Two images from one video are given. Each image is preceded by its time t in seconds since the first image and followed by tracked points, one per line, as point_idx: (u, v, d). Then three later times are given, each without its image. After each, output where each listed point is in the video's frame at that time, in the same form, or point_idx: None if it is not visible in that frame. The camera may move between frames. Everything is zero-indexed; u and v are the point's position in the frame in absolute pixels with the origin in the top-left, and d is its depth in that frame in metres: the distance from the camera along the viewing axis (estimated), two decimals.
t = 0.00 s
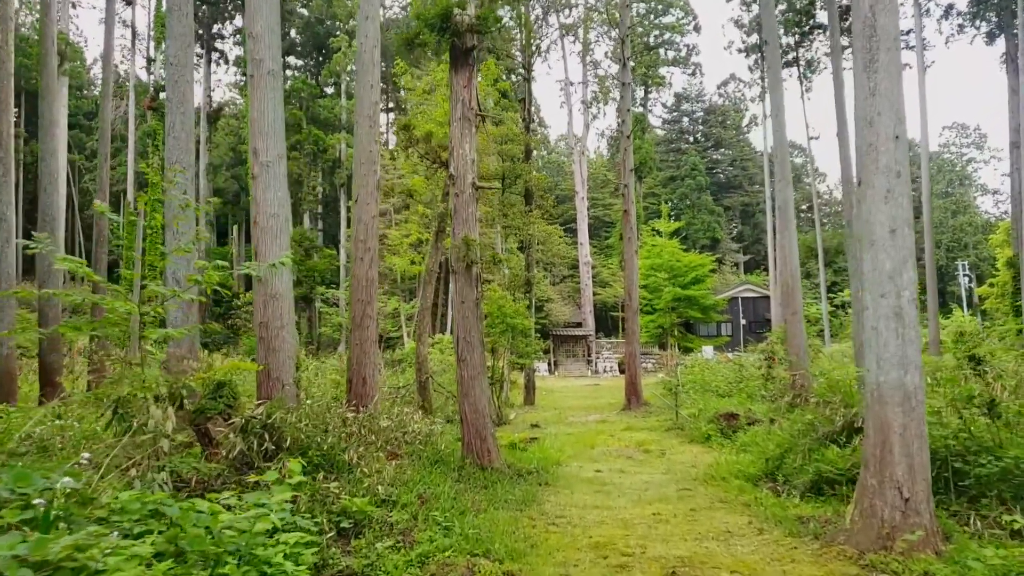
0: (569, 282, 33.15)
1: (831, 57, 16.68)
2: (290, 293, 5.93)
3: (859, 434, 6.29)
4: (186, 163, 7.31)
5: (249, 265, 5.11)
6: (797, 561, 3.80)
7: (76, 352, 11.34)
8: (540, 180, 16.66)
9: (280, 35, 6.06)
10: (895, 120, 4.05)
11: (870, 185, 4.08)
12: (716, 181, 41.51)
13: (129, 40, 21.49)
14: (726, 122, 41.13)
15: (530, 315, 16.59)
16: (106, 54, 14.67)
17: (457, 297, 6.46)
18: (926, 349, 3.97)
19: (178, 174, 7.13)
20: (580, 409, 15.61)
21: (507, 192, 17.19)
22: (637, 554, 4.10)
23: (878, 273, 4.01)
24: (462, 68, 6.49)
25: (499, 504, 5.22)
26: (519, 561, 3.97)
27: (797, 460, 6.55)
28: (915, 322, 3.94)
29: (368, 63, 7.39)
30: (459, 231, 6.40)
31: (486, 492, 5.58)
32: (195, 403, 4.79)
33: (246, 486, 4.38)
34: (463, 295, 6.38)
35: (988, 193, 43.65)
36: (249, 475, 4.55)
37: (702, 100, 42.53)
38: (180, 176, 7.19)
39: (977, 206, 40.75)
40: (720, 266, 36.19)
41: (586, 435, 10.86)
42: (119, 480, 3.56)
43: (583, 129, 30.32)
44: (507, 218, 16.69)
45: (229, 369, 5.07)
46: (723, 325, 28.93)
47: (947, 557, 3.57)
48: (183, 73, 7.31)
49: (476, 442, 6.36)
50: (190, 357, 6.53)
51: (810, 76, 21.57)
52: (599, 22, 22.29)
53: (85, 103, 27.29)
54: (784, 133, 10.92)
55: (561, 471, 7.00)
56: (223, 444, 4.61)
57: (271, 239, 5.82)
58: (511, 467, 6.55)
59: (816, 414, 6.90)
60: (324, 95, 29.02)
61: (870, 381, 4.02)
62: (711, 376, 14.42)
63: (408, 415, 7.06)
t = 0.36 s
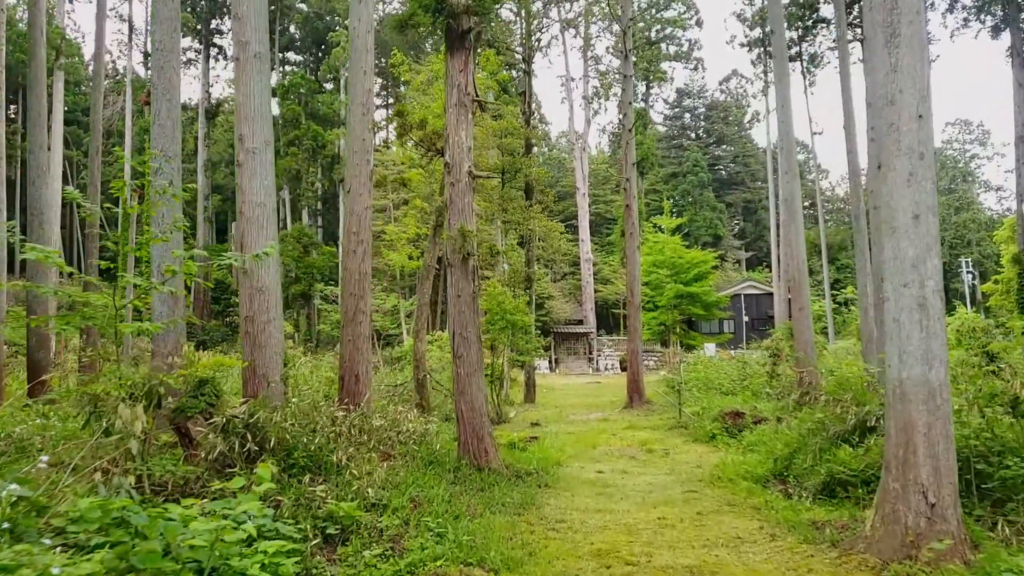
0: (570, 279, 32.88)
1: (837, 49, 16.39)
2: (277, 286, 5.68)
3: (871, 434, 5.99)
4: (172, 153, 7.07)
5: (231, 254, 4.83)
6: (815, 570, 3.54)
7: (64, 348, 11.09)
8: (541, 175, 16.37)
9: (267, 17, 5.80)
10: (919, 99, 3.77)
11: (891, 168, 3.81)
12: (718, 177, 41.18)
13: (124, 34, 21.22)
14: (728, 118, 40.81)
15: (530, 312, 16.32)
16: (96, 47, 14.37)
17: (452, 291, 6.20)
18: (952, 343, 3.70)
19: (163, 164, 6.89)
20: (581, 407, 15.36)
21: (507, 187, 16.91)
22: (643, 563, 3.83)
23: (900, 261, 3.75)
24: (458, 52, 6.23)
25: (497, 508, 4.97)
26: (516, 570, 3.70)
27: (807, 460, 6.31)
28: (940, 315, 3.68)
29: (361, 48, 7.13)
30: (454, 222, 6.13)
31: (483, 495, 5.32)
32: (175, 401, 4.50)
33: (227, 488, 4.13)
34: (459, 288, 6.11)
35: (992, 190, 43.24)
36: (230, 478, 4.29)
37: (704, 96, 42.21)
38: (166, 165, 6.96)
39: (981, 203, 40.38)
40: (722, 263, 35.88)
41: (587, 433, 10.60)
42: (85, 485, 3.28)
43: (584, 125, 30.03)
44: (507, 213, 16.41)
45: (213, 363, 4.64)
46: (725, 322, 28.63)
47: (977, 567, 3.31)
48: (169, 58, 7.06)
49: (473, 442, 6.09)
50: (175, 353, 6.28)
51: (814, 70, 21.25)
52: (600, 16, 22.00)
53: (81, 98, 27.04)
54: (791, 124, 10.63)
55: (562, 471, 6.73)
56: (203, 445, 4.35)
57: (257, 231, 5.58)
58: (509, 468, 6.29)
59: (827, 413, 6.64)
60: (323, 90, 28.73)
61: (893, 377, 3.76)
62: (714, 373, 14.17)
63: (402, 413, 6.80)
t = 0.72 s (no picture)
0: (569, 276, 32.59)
1: (841, 41, 16.11)
2: (262, 276, 5.41)
3: (885, 431, 5.73)
4: (155, 139, 6.78)
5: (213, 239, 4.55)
6: None
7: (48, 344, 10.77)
8: (540, 168, 16.09)
9: None
10: (947, 69, 3.50)
11: (916, 144, 3.54)
12: (718, 173, 40.88)
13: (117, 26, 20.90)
14: (728, 113, 40.49)
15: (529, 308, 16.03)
16: (85, 38, 14.06)
17: (446, 283, 5.92)
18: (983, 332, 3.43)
19: (145, 150, 6.63)
20: (580, 404, 15.08)
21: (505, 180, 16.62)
22: (648, 571, 3.56)
23: (926, 245, 3.48)
24: (452, 31, 5.94)
25: (493, 510, 4.69)
26: None
27: (817, 459, 6.04)
28: (970, 302, 3.41)
29: (351, 30, 6.85)
30: (448, 209, 5.86)
31: (479, 495, 5.04)
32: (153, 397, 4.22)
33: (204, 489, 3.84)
34: (453, 279, 5.84)
35: (993, 186, 42.93)
36: (208, 479, 4.01)
37: (704, 91, 41.91)
38: (148, 152, 6.69)
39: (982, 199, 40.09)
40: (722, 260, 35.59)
41: (587, 431, 10.33)
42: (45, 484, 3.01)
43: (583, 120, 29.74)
44: (506, 206, 16.12)
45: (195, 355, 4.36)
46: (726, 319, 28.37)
47: None
48: (152, 41, 6.79)
49: (468, 441, 5.81)
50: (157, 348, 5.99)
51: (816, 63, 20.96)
52: (599, 9, 21.71)
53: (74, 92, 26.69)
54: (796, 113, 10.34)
55: (561, 471, 6.45)
56: (178, 444, 4.07)
57: (240, 217, 5.32)
58: (506, 467, 6.00)
59: (838, 410, 6.37)
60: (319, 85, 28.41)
61: (918, 370, 3.49)
62: (716, 370, 13.90)
63: (395, 410, 6.52)
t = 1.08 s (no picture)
0: (568, 269, 32.34)
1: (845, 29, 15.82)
2: (245, 267, 5.18)
3: (894, 428, 5.53)
4: (136, 124, 6.59)
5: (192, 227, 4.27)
6: None
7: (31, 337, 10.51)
8: (538, 158, 15.83)
9: None
10: (973, 44, 3.27)
11: (939, 125, 3.32)
12: (718, 165, 40.58)
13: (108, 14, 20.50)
14: (728, 105, 40.16)
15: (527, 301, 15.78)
16: (73, 25, 13.72)
17: (439, 274, 5.69)
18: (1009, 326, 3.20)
19: (124, 137, 6.43)
20: (579, 398, 14.89)
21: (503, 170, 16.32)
22: None
23: (948, 232, 3.26)
24: (445, 11, 5.68)
25: (486, 512, 4.48)
26: None
27: (823, 457, 5.84)
28: (996, 294, 3.18)
29: (341, 11, 6.58)
30: (440, 197, 5.61)
31: (472, 495, 4.83)
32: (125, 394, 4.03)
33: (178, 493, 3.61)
34: (446, 270, 5.60)
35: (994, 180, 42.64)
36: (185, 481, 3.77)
37: (705, 83, 41.56)
38: (128, 138, 6.48)
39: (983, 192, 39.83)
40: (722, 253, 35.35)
41: (585, 426, 10.12)
42: None
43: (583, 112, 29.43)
44: (503, 197, 15.87)
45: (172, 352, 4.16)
46: (726, 311, 28.16)
47: None
48: (132, 22, 6.53)
49: (462, 438, 5.58)
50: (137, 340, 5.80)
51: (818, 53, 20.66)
52: None
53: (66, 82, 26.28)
54: (802, 100, 10.07)
55: (558, 469, 6.24)
56: (152, 444, 3.87)
57: (222, 206, 5.09)
58: (500, 465, 5.79)
59: (843, 405, 6.18)
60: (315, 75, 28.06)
61: (939, 366, 3.27)
62: (716, 363, 13.72)
63: (386, 405, 6.30)
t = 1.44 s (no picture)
0: (567, 261, 32.07)
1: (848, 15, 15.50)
2: (222, 256, 4.93)
3: (903, 422, 5.29)
4: (112, 107, 6.33)
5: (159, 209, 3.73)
6: None
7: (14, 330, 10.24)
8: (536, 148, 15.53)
9: None
10: (995, 8, 3.01)
11: (958, 96, 3.06)
12: (718, 157, 40.22)
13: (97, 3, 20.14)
14: (728, 96, 39.78)
15: (524, 293, 15.52)
16: (58, 11, 13.38)
17: (427, 263, 5.42)
18: None
19: (100, 121, 6.19)
20: (577, 391, 14.67)
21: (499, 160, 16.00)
22: None
23: (969, 212, 3.01)
24: None
25: (475, 512, 4.26)
26: None
27: (829, 453, 5.61)
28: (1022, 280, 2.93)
29: None
30: (428, 182, 5.36)
31: (461, 494, 4.60)
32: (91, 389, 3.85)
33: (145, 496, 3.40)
34: (434, 258, 5.34)
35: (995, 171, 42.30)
36: (151, 481, 3.54)
37: (705, 74, 41.16)
38: (105, 122, 6.23)
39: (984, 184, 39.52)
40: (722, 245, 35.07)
41: (582, 420, 9.89)
42: None
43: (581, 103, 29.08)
44: (499, 188, 15.46)
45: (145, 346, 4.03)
46: (726, 304, 27.90)
47: None
48: None
49: (452, 434, 5.34)
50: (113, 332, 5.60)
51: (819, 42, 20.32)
52: None
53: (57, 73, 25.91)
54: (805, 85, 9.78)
55: (553, 466, 6.00)
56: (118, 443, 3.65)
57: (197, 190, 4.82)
58: (492, 463, 5.55)
59: (849, 399, 5.95)
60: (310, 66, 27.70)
61: (959, 357, 3.04)
62: (716, 356, 13.49)
63: (373, 401, 6.05)
